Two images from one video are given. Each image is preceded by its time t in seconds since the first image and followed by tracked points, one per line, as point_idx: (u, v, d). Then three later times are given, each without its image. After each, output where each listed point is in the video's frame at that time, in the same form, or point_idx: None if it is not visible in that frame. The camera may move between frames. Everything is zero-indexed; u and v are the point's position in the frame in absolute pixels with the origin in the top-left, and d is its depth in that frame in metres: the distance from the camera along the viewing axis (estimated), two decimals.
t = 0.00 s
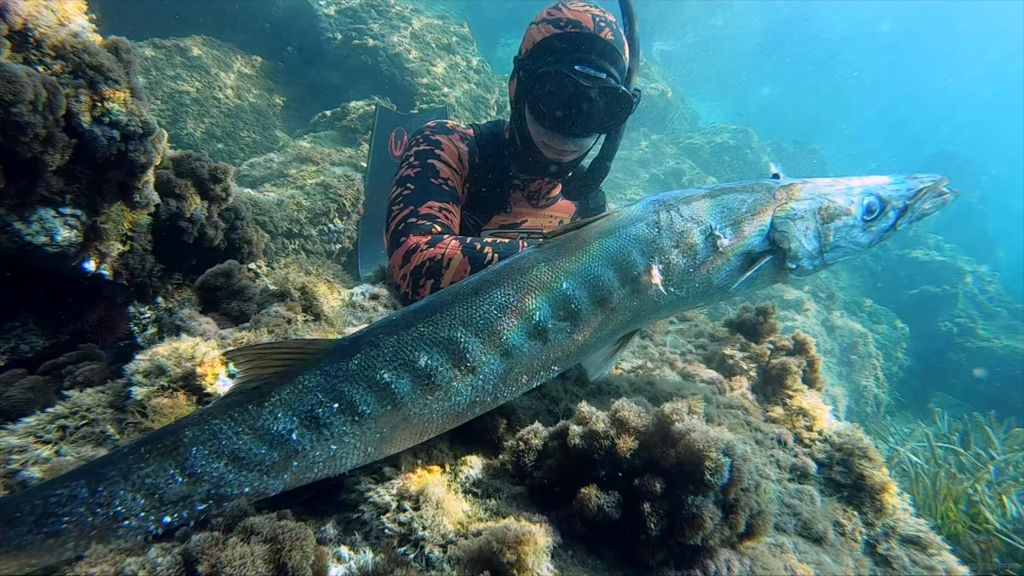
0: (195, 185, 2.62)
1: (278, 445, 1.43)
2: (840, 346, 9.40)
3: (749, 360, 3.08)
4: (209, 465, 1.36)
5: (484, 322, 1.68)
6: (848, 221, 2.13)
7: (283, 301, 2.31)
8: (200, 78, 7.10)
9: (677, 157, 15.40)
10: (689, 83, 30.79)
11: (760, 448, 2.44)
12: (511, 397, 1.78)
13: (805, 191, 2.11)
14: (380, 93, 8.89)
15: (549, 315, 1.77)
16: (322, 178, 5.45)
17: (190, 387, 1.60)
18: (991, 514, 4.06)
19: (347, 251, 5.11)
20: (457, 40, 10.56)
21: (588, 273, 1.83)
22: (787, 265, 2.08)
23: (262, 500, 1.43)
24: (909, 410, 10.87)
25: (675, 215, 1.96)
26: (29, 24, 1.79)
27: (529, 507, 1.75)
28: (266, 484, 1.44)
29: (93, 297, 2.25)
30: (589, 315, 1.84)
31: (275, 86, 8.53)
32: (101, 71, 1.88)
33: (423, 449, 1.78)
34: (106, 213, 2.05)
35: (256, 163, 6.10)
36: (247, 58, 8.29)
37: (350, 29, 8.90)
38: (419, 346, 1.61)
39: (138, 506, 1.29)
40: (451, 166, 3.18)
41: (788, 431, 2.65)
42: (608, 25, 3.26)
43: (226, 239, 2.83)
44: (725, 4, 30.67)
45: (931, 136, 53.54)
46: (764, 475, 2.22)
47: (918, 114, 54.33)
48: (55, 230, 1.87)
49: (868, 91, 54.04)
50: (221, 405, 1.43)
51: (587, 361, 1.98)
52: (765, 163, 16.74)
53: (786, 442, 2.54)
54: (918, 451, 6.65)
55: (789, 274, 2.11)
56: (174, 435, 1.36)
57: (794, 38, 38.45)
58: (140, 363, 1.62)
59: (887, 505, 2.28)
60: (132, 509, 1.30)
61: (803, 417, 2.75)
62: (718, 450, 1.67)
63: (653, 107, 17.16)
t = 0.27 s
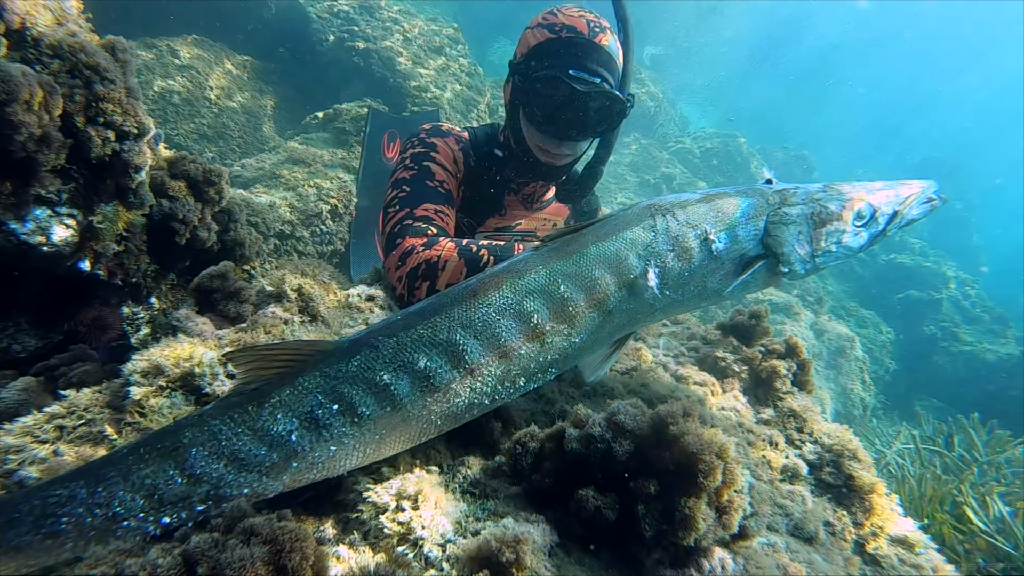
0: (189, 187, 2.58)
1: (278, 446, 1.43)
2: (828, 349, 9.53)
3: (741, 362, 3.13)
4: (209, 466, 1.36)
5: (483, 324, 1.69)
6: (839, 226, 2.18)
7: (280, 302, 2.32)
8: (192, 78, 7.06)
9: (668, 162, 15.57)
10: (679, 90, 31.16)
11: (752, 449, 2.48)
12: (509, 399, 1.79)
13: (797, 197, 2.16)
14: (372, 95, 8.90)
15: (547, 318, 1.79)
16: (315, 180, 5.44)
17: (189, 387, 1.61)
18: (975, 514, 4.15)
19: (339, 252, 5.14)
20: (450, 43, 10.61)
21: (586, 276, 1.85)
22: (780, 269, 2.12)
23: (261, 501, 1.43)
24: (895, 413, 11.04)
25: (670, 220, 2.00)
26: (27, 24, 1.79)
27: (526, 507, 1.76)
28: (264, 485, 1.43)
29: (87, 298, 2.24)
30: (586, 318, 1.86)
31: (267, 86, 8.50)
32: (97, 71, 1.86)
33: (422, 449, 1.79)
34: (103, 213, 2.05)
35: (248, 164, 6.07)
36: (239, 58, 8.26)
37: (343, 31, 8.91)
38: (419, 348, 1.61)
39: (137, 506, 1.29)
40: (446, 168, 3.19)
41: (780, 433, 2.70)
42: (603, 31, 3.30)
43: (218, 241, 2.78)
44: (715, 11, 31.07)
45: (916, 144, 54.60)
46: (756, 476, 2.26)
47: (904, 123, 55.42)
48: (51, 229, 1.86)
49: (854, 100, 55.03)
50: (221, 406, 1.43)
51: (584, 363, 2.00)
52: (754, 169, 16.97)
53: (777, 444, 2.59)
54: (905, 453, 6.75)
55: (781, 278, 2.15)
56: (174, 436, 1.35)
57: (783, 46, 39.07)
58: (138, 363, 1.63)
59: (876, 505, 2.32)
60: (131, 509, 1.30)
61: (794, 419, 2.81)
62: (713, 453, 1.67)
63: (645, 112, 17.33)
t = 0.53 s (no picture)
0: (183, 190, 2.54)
1: (278, 447, 1.43)
2: (818, 350, 9.65)
3: (734, 362, 3.18)
4: (210, 467, 1.36)
5: (482, 325, 1.70)
6: (831, 228, 2.23)
7: (277, 302, 2.32)
8: (183, 77, 7.01)
9: (660, 164, 15.69)
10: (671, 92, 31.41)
11: (746, 448, 2.52)
12: (508, 400, 1.81)
13: (790, 199, 2.21)
14: (364, 96, 8.89)
15: (546, 318, 1.81)
16: (309, 181, 5.43)
17: (188, 387, 1.62)
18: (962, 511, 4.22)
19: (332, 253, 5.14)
20: (442, 45, 10.61)
21: (583, 277, 1.88)
22: (774, 270, 2.16)
23: (262, 502, 1.42)
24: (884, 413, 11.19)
25: (666, 222, 2.03)
26: (27, 24, 1.77)
27: (525, 506, 1.78)
28: (264, 486, 1.43)
29: (82, 299, 2.23)
30: (584, 318, 1.88)
31: (258, 87, 8.46)
32: (93, 71, 1.86)
33: (421, 448, 1.80)
34: (100, 213, 2.04)
35: (240, 164, 6.05)
36: (231, 58, 8.22)
37: (335, 31, 8.88)
38: (418, 349, 1.62)
39: (139, 507, 1.29)
40: (441, 169, 3.19)
41: (773, 432, 2.74)
42: (597, 34, 3.34)
43: (212, 241, 2.73)
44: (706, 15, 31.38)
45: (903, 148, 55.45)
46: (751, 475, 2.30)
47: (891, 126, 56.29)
48: (47, 228, 1.85)
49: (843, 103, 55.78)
50: (221, 407, 1.43)
51: (581, 364, 2.02)
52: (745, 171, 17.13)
53: (770, 442, 2.63)
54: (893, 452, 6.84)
55: (775, 279, 2.19)
56: (175, 437, 1.35)
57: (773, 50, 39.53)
58: (138, 364, 1.64)
59: (866, 503, 2.41)
60: (133, 510, 1.30)
61: (786, 418, 2.85)
62: (708, 456, 1.67)
63: (637, 115, 17.44)
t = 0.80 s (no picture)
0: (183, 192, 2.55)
1: (286, 448, 1.43)
2: (813, 349, 9.71)
3: (732, 360, 3.21)
4: (219, 467, 1.37)
5: (486, 325, 1.71)
6: (829, 227, 2.27)
7: (279, 302, 2.31)
8: (179, 77, 6.99)
9: (655, 164, 15.76)
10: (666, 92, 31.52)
11: (744, 446, 2.54)
12: (511, 399, 1.82)
13: (788, 199, 2.24)
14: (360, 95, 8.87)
15: (549, 319, 1.82)
16: (306, 181, 5.42)
17: (194, 387, 1.64)
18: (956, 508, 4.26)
19: (330, 253, 5.15)
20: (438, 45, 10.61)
21: (585, 278, 1.90)
22: (772, 269, 2.19)
23: (270, 501, 1.43)
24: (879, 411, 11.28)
25: (667, 222, 2.05)
26: (29, 26, 1.75)
27: (529, 504, 1.80)
28: (271, 486, 1.43)
29: (84, 299, 2.22)
30: (586, 318, 1.91)
31: (253, 86, 8.43)
32: (96, 74, 1.87)
33: (426, 447, 1.81)
34: (104, 215, 2.06)
35: (237, 165, 6.04)
36: (226, 58, 8.19)
37: (330, 31, 8.87)
38: (423, 349, 1.62)
39: (148, 507, 1.30)
40: (441, 170, 3.16)
41: (770, 429, 2.77)
42: (594, 35, 3.36)
43: (211, 243, 2.77)
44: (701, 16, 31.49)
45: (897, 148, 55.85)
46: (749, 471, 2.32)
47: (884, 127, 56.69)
48: (51, 229, 1.84)
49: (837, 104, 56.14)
50: (229, 408, 1.43)
51: (583, 363, 2.04)
52: (740, 171, 17.21)
53: (768, 440, 2.66)
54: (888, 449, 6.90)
55: (773, 278, 2.22)
56: (184, 437, 1.36)
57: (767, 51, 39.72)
58: (143, 363, 1.66)
59: (863, 499, 2.45)
60: (142, 511, 1.31)
61: (784, 416, 2.88)
62: (708, 455, 1.71)
63: (632, 115, 17.48)
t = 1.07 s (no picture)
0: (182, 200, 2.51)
1: (289, 453, 1.43)
2: (806, 350, 9.80)
3: (728, 362, 3.25)
4: (223, 473, 1.37)
5: (488, 330, 1.73)
6: (823, 230, 2.32)
7: (279, 307, 2.34)
8: (172, 81, 6.98)
9: (648, 168, 15.88)
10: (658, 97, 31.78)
11: (741, 446, 2.57)
12: (513, 403, 1.84)
13: (783, 203, 2.29)
14: (354, 100, 8.88)
15: (550, 323, 1.85)
16: (301, 186, 5.43)
17: (196, 392, 1.65)
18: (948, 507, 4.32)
19: (325, 257, 5.15)
20: (431, 50, 10.65)
21: (585, 282, 1.93)
22: (768, 272, 2.24)
23: (274, 506, 1.44)
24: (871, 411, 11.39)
25: (664, 227, 2.09)
26: (31, 33, 1.77)
27: (531, 506, 1.82)
28: (275, 491, 1.44)
29: (82, 305, 2.22)
30: (586, 322, 1.93)
31: (246, 90, 8.42)
32: (97, 81, 1.87)
33: (428, 449, 1.83)
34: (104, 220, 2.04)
35: (231, 170, 6.02)
36: (219, 62, 8.18)
37: (324, 36, 8.89)
38: (426, 354, 1.64)
39: (153, 513, 1.30)
40: (439, 174, 3.17)
41: (765, 430, 2.81)
42: (589, 41, 3.40)
43: (210, 248, 2.75)
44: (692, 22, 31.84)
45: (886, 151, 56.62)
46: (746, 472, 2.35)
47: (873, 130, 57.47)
48: (51, 236, 1.84)
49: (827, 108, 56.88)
50: (233, 413, 1.43)
51: (583, 367, 2.06)
52: (732, 175, 17.38)
53: (764, 440, 2.69)
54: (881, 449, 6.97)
55: (769, 281, 2.27)
56: (188, 443, 1.37)
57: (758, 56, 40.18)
58: (145, 368, 1.66)
59: (858, 498, 2.48)
60: (147, 517, 1.31)
61: (779, 416, 2.92)
62: (705, 458, 1.72)
63: (625, 119, 17.61)
